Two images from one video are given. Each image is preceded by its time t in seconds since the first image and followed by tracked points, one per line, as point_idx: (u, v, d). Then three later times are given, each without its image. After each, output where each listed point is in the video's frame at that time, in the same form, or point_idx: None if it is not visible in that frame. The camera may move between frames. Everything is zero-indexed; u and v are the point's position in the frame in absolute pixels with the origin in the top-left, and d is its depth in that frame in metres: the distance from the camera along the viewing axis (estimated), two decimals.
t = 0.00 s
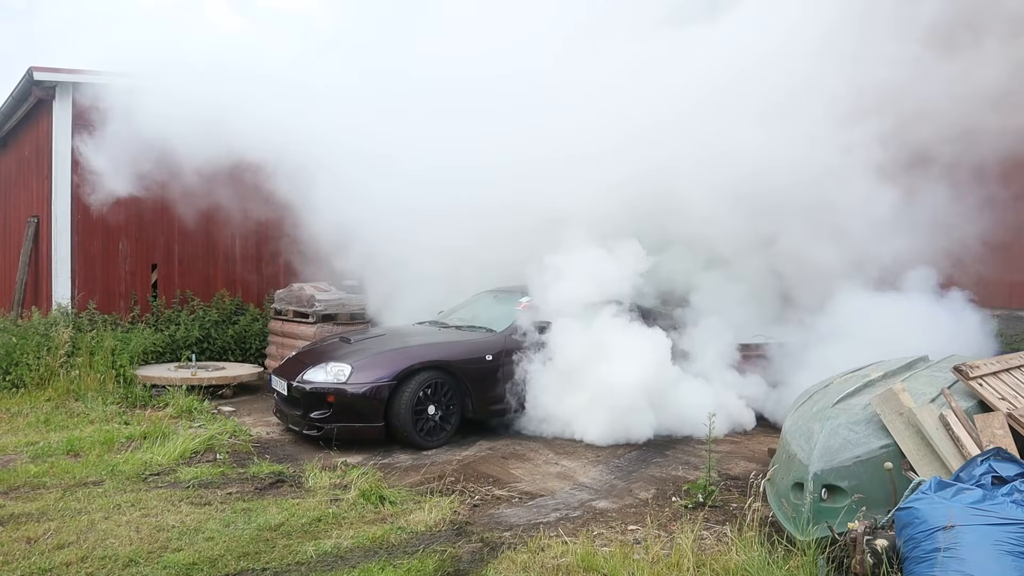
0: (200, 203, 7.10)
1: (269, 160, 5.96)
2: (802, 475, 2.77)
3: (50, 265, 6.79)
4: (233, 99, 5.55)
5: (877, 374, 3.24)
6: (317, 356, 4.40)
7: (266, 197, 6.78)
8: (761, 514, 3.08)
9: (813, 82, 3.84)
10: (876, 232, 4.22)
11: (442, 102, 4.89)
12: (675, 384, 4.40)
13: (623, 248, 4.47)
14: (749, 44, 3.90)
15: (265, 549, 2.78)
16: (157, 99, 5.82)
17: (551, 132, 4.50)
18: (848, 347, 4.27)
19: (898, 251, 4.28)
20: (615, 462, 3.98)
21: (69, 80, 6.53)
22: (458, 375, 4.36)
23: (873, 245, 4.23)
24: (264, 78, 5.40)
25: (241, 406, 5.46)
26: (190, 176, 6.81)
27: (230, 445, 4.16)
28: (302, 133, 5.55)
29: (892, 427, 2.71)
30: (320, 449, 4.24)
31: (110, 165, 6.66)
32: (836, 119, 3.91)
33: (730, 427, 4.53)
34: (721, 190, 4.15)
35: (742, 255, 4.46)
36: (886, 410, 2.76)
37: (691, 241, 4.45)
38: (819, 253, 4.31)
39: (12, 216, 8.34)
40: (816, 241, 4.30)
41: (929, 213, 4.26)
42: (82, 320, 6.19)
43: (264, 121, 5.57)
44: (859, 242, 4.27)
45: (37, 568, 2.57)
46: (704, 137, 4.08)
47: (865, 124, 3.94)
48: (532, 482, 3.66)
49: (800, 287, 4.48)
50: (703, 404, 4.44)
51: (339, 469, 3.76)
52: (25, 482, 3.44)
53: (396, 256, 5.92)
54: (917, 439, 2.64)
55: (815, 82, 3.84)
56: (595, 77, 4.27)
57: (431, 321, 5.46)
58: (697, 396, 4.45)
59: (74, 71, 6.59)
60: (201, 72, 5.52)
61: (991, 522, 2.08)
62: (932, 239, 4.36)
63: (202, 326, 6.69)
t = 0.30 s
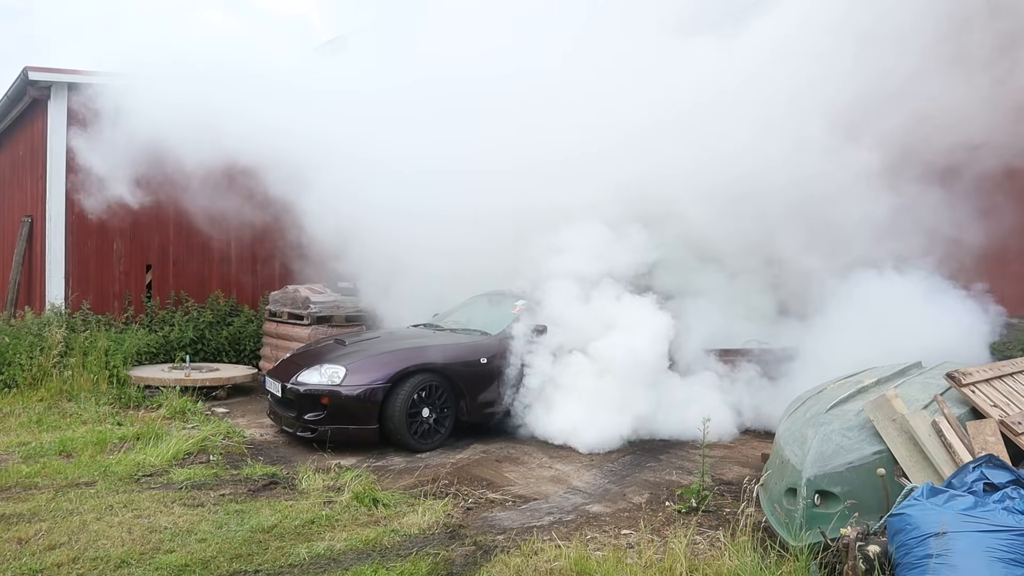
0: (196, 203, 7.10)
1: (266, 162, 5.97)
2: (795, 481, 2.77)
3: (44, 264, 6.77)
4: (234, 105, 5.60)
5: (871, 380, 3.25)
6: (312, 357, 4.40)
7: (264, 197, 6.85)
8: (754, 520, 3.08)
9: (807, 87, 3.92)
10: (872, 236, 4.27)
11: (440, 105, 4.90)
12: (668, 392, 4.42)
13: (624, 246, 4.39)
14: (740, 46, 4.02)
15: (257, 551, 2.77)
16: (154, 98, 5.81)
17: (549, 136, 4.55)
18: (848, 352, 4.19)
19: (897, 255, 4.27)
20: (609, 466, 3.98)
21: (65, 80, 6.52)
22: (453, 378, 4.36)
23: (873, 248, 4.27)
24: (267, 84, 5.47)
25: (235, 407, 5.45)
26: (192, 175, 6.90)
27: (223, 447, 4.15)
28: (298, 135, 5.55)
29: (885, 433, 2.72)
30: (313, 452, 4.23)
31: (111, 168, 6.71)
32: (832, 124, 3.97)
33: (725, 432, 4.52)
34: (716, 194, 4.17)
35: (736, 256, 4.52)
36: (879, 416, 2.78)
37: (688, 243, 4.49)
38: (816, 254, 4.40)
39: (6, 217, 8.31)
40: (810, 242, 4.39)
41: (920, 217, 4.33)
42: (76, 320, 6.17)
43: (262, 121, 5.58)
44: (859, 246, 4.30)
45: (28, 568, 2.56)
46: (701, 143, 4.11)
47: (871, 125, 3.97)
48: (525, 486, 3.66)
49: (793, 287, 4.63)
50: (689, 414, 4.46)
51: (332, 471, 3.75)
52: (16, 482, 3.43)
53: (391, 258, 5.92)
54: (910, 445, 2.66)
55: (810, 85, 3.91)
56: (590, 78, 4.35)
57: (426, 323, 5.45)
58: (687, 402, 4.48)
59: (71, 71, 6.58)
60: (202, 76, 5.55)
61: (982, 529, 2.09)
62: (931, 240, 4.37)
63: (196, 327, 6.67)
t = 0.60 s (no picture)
0: (200, 205, 7.10)
1: (269, 162, 5.97)
2: (798, 481, 2.77)
3: (48, 264, 6.79)
4: (239, 104, 5.64)
5: (874, 381, 3.25)
6: (315, 357, 4.41)
7: (265, 203, 6.79)
8: (757, 520, 3.08)
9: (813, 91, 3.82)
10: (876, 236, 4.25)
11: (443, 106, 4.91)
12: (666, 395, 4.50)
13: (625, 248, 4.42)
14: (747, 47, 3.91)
15: (260, 550, 2.78)
16: (158, 97, 5.83)
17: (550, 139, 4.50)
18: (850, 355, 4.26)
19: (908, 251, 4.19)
20: (611, 466, 3.98)
21: (69, 80, 6.53)
22: (456, 378, 4.38)
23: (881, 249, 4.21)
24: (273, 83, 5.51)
25: (238, 407, 5.46)
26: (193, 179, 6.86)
27: (226, 446, 4.16)
28: (302, 134, 5.56)
29: (888, 433, 2.72)
30: (316, 451, 4.24)
31: (116, 171, 6.75)
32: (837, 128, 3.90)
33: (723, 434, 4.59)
34: (720, 196, 4.16)
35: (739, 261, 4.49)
36: (883, 417, 2.77)
37: (691, 249, 4.43)
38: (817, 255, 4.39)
39: (11, 215, 8.33)
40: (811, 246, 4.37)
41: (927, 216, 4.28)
42: (80, 320, 6.19)
43: (267, 120, 5.60)
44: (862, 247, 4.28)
45: (31, 567, 2.57)
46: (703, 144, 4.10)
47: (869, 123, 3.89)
48: (528, 485, 3.67)
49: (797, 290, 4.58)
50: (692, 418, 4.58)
51: (336, 471, 3.76)
52: (20, 481, 3.44)
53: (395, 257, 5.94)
54: (913, 445, 2.66)
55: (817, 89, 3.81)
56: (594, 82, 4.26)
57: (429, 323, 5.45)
58: (685, 408, 4.58)
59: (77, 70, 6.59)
60: (208, 73, 5.59)
61: (985, 530, 2.08)
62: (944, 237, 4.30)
63: (200, 327, 6.68)
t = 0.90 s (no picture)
0: (195, 213, 7.10)
1: (263, 166, 5.97)
2: (792, 484, 2.77)
3: (41, 269, 6.79)
4: (233, 110, 5.62)
5: (867, 384, 3.26)
6: (310, 361, 4.40)
7: (265, 211, 6.80)
8: (751, 523, 3.09)
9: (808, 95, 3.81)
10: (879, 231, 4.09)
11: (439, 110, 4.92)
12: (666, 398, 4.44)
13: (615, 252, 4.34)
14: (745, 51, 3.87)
15: (254, 556, 2.77)
16: (151, 101, 5.81)
17: (545, 145, 4.49)
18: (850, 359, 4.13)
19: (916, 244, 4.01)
20: (606, 470, 3.98)
21: (63, 85, 6.52)
22: (450, 382, 4.38)
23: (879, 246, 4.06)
24: (268, 102, 5.53)
25: (232, 412, 5.45)
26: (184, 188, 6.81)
27: (220, 451, 4.15)
28: (298, 139, 5.57)
29: (881, 436, 2.71)
30: (311, 456, 4.23)
31: (111, 173, 6.71)
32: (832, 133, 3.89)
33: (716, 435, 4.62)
34: (714, 200, 4.18)
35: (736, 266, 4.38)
36: (876, 419, 2.77)
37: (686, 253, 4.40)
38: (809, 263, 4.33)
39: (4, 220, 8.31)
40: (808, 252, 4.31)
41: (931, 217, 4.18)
42: (73, 325, 6.18)
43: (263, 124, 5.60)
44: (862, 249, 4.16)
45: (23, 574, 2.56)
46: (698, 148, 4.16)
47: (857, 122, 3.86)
48: (523, 490, 3.66)
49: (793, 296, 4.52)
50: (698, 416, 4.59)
51: (330, 476, 3.75)
52: (13, 487, 3.42)
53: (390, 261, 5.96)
54: (906, 448, 2.66)
55: (811, 93, 3.83)
56: (589, 90, 4.23)
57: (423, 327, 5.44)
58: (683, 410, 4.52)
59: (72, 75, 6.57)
60: (203, 77, 5.60)
61: (977, 532, 2.09)
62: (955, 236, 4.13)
63: (194, 332, 6.65)
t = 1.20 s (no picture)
0: (199, 214, 7.10)
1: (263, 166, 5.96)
2: (793, 483, 2.78)
3: (43, 270, 6.79)
4: (233, 113, 5.63)
5: (868, 383, 3.26)
6: (311, 362, 4.40)
7: (266, 211, 6.81)
8: (753, 522, 3.09)
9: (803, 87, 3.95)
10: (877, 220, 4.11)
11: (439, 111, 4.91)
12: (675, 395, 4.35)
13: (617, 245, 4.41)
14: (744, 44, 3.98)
15: (257, 556, 2.78)
16: (153, 103, 5.81)
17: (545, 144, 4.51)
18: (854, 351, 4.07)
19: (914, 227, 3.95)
20: (608, 469, 3.98)
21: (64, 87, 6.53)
22: (451, 382, 4.38)
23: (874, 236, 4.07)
24: (262, 103, 5.49)
25: (235, 412, 5.46)
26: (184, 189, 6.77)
27: (223, 452, 4.16)
28: (298, 141, 5.58)
29: (883, 435, 2.72)
30: (313, 456, 4.24)
31: (112, 175, 6.72)
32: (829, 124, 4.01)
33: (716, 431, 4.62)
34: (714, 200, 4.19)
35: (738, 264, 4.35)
36: (877, 418, 2.78)
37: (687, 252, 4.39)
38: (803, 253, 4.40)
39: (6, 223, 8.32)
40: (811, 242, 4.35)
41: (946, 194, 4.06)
42: (75, 326, 6.19)
43: (263, 127, 5.61)
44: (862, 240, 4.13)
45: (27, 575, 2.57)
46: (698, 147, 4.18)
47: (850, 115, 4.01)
48: (525, 490, 3.67)
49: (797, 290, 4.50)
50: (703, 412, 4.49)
51: (332, 476, 3.76)
52: (16, 489, 3.43)
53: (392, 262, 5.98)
54: (907, 446, 2.67)
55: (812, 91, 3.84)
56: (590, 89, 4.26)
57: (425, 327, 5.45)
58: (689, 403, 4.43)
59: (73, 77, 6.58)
60: (202, 78, 5.58)
61: (978, 530, 2.09)
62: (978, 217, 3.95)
63: (196, 332, 6.66)
